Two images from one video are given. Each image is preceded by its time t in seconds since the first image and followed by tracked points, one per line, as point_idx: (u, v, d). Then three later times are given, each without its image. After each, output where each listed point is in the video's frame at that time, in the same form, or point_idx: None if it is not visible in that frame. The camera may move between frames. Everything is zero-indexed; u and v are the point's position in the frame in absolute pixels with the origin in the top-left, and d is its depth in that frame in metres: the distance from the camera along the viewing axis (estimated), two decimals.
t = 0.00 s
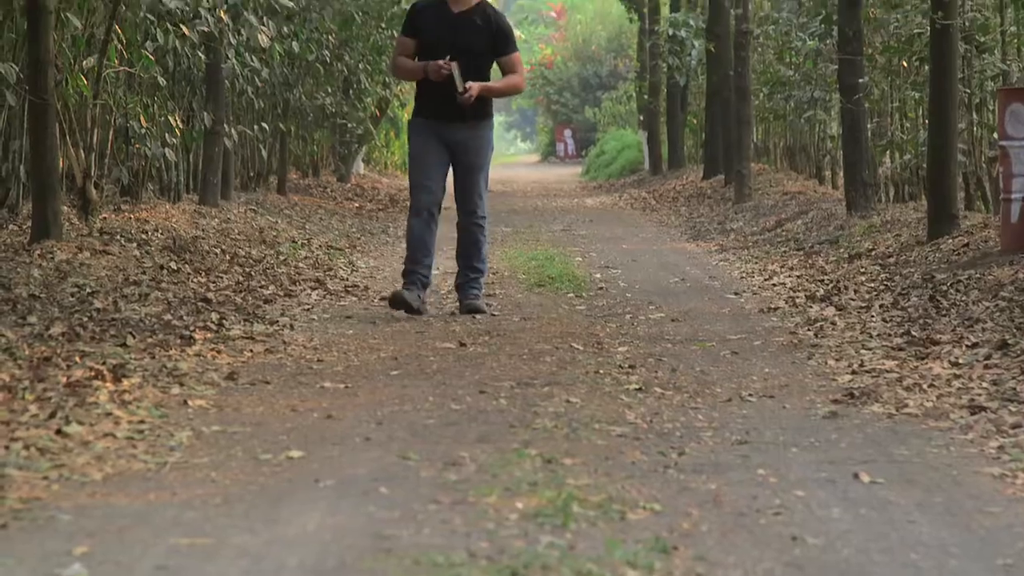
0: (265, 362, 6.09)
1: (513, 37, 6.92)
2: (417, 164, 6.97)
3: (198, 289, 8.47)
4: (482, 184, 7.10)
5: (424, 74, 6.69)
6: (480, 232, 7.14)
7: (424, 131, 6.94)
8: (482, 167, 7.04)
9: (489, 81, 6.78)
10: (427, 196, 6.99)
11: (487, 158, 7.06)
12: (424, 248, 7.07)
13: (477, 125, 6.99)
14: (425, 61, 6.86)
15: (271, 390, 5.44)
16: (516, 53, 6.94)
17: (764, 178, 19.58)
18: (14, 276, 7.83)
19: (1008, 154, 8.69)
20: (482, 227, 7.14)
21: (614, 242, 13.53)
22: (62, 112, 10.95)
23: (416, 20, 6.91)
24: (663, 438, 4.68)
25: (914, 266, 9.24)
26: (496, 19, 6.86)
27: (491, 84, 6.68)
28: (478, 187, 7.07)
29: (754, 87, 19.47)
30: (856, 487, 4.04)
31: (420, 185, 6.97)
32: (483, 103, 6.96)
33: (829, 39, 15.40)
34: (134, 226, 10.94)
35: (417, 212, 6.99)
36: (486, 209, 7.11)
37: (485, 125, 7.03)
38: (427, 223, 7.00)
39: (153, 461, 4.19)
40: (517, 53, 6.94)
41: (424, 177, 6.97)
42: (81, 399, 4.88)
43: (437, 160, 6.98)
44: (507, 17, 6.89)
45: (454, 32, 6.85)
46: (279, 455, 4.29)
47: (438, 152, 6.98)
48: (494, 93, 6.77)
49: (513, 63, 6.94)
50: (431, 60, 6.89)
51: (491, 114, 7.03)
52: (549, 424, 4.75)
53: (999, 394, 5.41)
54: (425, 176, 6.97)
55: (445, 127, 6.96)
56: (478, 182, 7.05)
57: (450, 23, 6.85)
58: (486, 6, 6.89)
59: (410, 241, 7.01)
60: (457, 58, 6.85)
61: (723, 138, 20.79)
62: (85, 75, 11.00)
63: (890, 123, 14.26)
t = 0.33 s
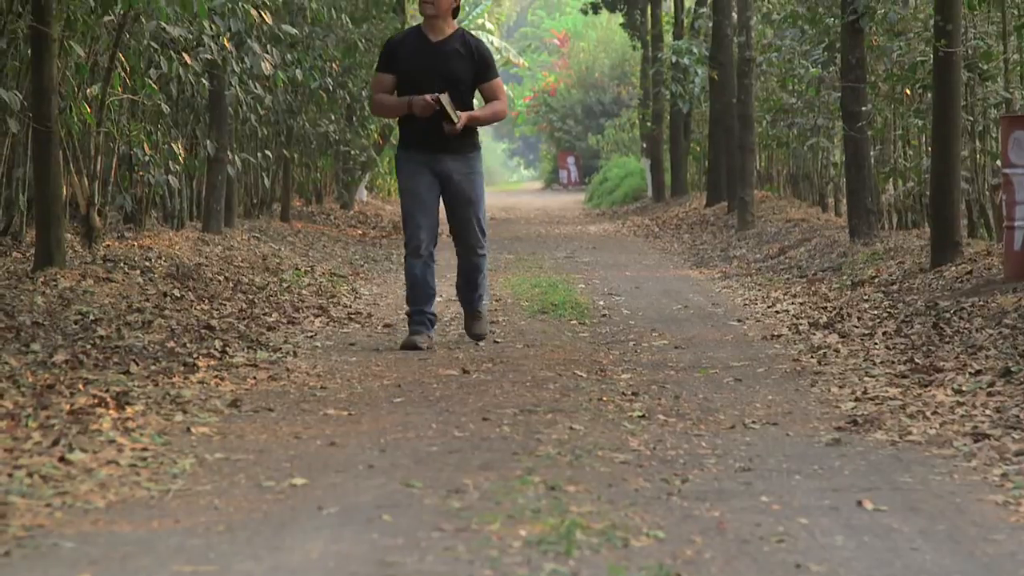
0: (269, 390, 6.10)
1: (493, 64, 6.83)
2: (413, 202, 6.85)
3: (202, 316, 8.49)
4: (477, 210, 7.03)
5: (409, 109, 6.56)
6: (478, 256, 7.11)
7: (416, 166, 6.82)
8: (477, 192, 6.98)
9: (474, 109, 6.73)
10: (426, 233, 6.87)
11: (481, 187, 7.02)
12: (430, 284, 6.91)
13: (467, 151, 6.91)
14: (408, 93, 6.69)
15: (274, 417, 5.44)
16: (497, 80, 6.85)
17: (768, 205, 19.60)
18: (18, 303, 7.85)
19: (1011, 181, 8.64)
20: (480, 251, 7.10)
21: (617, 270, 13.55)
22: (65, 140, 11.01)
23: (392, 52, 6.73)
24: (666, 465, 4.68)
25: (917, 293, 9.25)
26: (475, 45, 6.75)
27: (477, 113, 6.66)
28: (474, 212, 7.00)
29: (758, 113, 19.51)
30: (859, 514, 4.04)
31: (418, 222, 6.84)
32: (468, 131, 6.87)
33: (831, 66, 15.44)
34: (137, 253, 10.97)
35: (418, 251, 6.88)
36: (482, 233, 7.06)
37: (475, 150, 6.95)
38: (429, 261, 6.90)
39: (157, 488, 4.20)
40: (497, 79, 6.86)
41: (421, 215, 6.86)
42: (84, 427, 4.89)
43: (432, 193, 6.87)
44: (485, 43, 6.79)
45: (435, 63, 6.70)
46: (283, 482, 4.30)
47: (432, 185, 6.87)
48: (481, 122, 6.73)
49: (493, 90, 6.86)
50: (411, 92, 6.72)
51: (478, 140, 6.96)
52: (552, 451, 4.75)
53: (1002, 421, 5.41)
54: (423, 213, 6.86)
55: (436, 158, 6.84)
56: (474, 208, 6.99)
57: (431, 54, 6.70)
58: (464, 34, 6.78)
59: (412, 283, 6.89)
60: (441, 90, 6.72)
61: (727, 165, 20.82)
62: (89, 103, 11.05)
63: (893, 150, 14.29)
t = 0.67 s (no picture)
0: (272, 413, 6.10)
1: (486, 84, 6.72)
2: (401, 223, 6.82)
3: (206, 340, 8.50)
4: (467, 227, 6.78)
5: (403, 127, 6.43)
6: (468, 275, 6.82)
7: (401, 186, 6.74)
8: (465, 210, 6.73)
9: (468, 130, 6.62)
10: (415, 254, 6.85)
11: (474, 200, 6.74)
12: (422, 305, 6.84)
13: (455, 169, 6.70)
14: (400, 111, 6.54)
15: (278, 440, 5.44)
16: (490, 99, 6.74)
17: (771, 229, 19.61)
18: (22, 327, 7.86)
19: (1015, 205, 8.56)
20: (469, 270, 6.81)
21: (621, 293, 13.54)
22: (69, 163, 11.07)
23: (385, 69, 6.57)
24: (670, 488, 4.68)
25: (921, 316, 9.25)
26: (470, 66, 6.62)
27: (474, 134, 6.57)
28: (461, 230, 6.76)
29: (762, 137, 19.56)
30: (863, 537, 4.04)
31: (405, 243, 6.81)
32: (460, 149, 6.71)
33: (835, 89, 15.47)
34: (141, 276, 11.00)
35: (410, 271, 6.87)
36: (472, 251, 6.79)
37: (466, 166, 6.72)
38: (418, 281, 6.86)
39: (160, 511, 4.20)
40: (489, 99, 6.74)
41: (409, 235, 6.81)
42: (88, 450, 4.89)
43: (419, 213, 6.77)
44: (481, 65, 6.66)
45: (430, 82, 6.55)
46: (286, 506, 4.30)
47: (419, 203, 6.77)
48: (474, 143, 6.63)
49: (485, 111, 6.75)
50: (404, 110, 6.57)
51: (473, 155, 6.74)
52: (556, 474, 4.75)
53: (1007, 445, 5.40)
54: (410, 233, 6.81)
55: (421, 177, 6.71)
56: (459, 225, 6.75)
57: (425, 72, 6.55)
58: (458, 52, 6.64)
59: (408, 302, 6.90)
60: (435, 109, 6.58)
61: (730, 189, 20.85)
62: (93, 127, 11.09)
63: (897, 174, 14.31)
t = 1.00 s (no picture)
0: (278, 434, 6.10)
1: (500, 112, 6.65)
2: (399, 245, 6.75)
3: (211, 361, 8.51)
4: (467, 258, 6.67)
5: (407, 147, 6.41)
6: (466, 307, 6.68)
7: (403, 208, 6.67)
8: (465, 239, 6.63)
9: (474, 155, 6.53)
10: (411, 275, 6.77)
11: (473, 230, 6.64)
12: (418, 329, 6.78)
13: (456, 196, 6.62)
14: (408, 131, 6.53)
15: (284, 462, 5.45)
16: (502, 129, 6.66)
17: (777, 250, 19.61)
18: (28, 348, 7.88)
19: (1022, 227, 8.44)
20: (467, 304, 6.67)
21: (627, 314, 13.54)
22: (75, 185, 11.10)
23: (400, 87, 6.57)
24: (676, 510, 4.67)
25: (927, 337, 9.24)
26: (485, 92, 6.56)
27: (478, 158, 6.45)
28: (460, 260, 6.66)
29: (768, 158, 19.58)
30: (869, 559, 4.03)
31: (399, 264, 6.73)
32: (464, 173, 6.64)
33: (841, 111, 15.49)
34: (147, 298, 11.02)
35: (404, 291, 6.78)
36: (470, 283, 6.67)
37: (468, 196, 6.63)
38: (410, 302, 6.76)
39: (166, 533, 4.20)
40: (503, 129, 6.65)
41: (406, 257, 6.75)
42: (95, 471, 4.90)
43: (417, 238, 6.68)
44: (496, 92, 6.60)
45: (442, 104, 6.53)
46: (292, 527, 4.30)
47: (420, 228, 6.67)
48: (479, 170, 6.52)
49: (498, 140, 6.66)
50: (413, 130, 6.56)
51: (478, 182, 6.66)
52: (562, 496, 4.75)
53: (1013, 467, 5.39)
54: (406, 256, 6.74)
55: (422, 201, 6.64)
56: (458, 254, 6.66)
57: (438, 94, 6.53)
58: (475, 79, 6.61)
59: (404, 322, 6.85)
60: (442, 132, 6.55)
61: (736, 211, 20.86)
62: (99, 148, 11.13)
63: (903, 195, 14.31)
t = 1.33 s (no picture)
0: (286, 453, 6.11)
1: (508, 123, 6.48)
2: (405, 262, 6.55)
3: (220, 380, 8.52)
4: (474, 278, 6.67)
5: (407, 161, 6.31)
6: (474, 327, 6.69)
7: (411, 220, 6.53)
8: (473, 260, 6.63)
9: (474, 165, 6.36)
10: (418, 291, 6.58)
11: (480, 251, 6.64)
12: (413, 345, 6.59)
13: (467, 214, 6.57)
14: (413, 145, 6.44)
15: (292, 480, 5.45)
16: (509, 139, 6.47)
17: (784, 268, 19.62)
18: (36, 367, 7.89)
19: None
20: (475, 325, 6.68)
21: (634, 333, 13.56)
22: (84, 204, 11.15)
23: (407, 101, 6.49)
24: (684, 528, 4.68)
25: (935, 356, 9.24)
26: (491, 102, 6.42)
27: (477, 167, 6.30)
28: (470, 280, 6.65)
29: (775, 177, 19.61)
30: None
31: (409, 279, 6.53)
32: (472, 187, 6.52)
33: (849, 129, 15.51)
34: (155, 316, 11.06)
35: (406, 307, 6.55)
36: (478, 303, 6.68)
37: (477, 215, 6.60)
38: (419, 318, 6.56)
39: (174, 551, 4.21)
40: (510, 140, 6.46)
41: (410, 274, 6.54)
42: (103, 490, 4.92)
43: (425, 254, 6.54)
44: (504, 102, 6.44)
45: (446, 116, 6.41)
46: (300, 545, 4.31)
47: (426, 243, 6.55)
48: (476, 179, 6.33)
49: (506, 150, 6.48)
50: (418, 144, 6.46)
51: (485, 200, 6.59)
52: (570, 514, 4.75)
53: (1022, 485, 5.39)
54: (414, 272, 6.54)
55: (433, 217, 6.54)
56: (468, 275, 6.64)
57: (443, 105, 6.42)
58: (482, 90, 6.47)
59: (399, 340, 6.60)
60: (446, 143, 6.42)
61: (743, 229, 20.88)
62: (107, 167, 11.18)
63: (911, 214, 14.32)
